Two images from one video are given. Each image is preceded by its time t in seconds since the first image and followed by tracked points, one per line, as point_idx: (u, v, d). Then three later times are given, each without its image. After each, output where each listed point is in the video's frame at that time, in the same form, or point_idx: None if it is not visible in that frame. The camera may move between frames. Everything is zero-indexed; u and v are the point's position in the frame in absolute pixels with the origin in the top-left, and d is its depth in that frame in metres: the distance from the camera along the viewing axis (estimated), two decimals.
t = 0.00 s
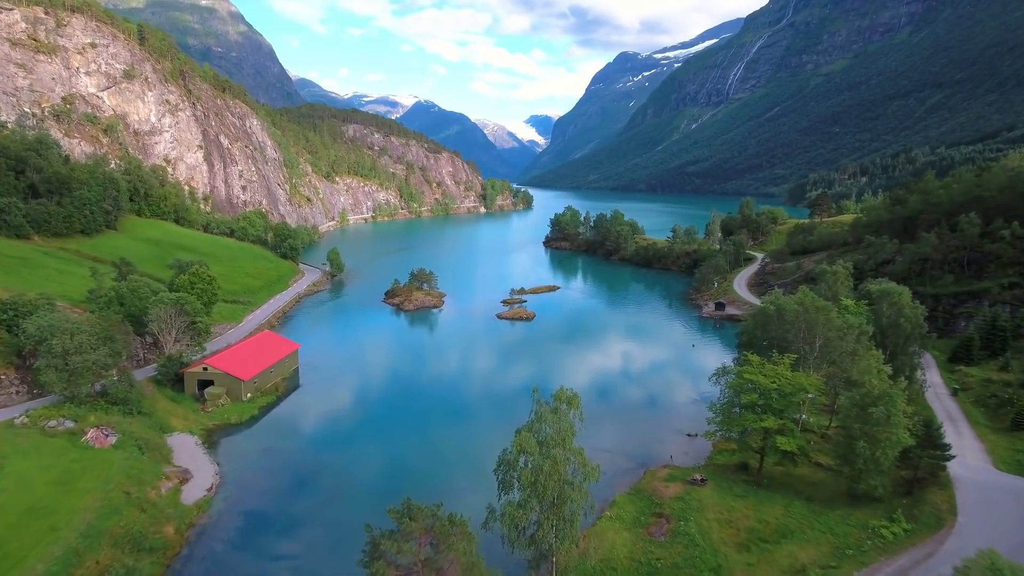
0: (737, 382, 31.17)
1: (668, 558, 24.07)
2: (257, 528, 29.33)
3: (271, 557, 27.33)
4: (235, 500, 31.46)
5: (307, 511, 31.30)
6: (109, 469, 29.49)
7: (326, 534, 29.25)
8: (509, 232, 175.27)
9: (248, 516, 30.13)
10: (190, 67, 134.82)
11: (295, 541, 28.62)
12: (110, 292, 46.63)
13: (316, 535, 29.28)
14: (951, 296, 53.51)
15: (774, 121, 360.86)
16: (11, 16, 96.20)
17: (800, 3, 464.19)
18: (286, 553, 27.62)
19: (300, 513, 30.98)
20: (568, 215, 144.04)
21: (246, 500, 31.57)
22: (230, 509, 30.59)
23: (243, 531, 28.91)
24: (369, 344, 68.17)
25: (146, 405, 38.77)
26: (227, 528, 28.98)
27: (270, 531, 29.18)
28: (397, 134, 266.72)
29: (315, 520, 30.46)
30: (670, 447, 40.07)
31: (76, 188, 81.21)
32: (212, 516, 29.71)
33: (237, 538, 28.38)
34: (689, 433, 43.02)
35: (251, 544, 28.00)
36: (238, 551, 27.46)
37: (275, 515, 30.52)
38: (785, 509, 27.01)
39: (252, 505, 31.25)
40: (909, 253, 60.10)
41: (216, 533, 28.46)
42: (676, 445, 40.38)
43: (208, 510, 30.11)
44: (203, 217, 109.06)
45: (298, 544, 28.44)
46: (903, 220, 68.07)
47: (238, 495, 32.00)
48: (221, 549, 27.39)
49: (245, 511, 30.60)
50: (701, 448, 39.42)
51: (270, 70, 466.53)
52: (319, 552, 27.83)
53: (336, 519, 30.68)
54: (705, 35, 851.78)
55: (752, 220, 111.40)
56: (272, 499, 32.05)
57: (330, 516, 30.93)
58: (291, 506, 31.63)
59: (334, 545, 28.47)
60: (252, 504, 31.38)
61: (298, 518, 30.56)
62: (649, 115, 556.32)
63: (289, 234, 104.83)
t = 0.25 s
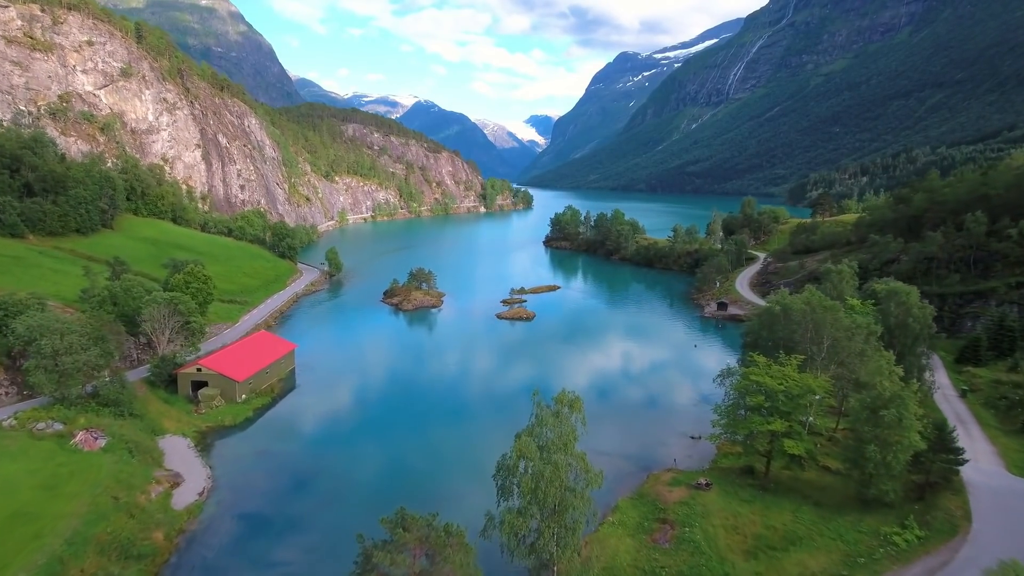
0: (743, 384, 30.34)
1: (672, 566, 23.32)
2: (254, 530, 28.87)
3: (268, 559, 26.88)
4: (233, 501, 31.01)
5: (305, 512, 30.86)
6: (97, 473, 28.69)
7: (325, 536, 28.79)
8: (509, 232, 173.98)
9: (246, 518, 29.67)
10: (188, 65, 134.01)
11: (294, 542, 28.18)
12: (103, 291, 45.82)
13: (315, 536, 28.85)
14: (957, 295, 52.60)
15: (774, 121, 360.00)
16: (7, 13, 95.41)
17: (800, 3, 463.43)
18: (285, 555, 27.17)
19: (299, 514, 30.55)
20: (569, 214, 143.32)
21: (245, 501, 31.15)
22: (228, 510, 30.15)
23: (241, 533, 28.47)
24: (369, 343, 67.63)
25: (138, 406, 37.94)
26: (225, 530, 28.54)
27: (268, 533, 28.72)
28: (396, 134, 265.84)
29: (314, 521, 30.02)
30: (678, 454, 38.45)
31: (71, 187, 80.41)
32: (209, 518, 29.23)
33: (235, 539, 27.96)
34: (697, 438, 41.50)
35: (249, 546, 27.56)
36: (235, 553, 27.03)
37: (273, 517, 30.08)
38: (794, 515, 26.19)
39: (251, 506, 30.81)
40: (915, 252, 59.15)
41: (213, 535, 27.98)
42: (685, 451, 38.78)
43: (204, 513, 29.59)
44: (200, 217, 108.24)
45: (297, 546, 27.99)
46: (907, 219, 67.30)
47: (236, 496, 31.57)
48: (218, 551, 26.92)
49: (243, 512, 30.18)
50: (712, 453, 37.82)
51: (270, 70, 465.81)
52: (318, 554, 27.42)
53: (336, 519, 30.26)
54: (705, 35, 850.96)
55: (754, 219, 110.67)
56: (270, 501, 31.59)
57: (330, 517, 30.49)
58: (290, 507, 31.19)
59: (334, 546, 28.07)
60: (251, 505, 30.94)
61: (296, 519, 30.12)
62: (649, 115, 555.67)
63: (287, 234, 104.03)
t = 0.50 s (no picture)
0: (750, 385, 29.39)
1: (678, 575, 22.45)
2: (252, 532, 28.32)
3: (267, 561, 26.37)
4: (232, 503, 30.47)
5: (304, 514, 30.28)
6: (83, 478, 27.75)
7: (324, 538, 28.29)
8: (509, 232, 172.78)
9: (243, 520, 29.10)
10: (186, 63, 133.03)
11: (292, 544, 27.62)
12: (94, 291, 44.90)
13: (314, 538, 28.28)
14: (964, 295, 51.66)
15: (774, 120, 359.07)
16: (2, 10, 94.43)
17: (800, 3, 462.54)
18: (283, 558, 26.60)
19: (298, 516, 29.98)
20: (569, 213, 142.42)
21: (243, 503, 30.62)
22: (225, 512, 29.57)
23: (239, 535, 27.93)
24: (368, 343, 66.87)
25: (128, 409, 37.02)
26: (221, 532, 27.96)
27: (266, 535, 28.17)
28: (396, 133, 264.89)
29: (313, 523, 29.46)
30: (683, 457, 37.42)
31: (66, 185, 79.47)
32: (206, 521, 28.68)
33: (232, 542, 27.40)
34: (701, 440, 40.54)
35: (246, 549, 26.96)
36: (232, 556, 26.48)
37: (272, 519, 29.51)
38: (803, 522, 25.28)
39: (249, 508, 30.27)
40: (921, 251, 58.22)
41: (210, 538, 27.40)
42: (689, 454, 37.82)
43: (201, 516, 29.01)
44: (197, 216, 107.29)
45: (296, 547, 27.47)
46: (913, 217, 66.35)
47: (234, 498, 31.05)
48: (215, 554, 26.35)
49: (241, 514, 29.66)
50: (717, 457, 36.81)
51: (270, 70, 464.77)
52: (317, 557, 26.85)
53: (335, 521, 29.69)
54: (705, 35, 849.91)
55: (756, 218, 109.77)
56: (269, 503, 31.01)
57: (329, 518, 29.94)
58: (289, 509, 30.60)
59: (333, 549, 27.49)
60: (249, 507, 30.40)
61: (295, 522, 29.53)
62: (649, 115, 554.62)
63: (285, 233, 103.08)
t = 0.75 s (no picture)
0: (757, 387, 28.53)
1: None
2: (251, 535, 28.02)
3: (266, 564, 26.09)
4: (231, 504, 30.21)
5: (304, 515, 30.01)
6: (70, 483, 26.93)
7: (324, 539, 28.08)
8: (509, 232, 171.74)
9: (243, 521, 28.87)
10: (183, 62, 132.17)
11: (291, 546, 27.35)
12: (87, 291, 44.10)
13: (313, 540, 27.99)
14: (971, 295, 50.82)
15: (774, 120, 358.28)
16: None
17: (800, 3, 461.94)
18: (282, 561, 26.31)
19: (297, 518, 29.67)
20: (569, 213, 141.68)
21: (242, 505, 30.34)
22: (224, 514, 29.29)
23: (238, 537, 27.63)
24: (368, 342, 66.39)
25: (120, 411, 36.20)
26: (220, 534, 27.68)
27: (266, 537, 27.90)
28: (395, 133, 264.06)
29: (313, 525, 29.15)
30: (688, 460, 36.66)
31: (61, 183, 78.60)
32: (205, 522, 28.41)
33: (231, 544, 27.14)
34: (705, 442, 39.81)
35: (245, 551, 26.66)
36: (231, 559, 26.19)
37: (271, 521, 29.22)
38: (812, 529, 24.48)
39: (248, 510, 29.98)
40: (926, 249, 57.39)
41: (208, 540, 27.13)
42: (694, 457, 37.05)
43: (200, 517, 28.74)
44: (195, 215, 106.47)
45: (295, 549, 27.23)
46: (918, 216, 65.50)
47: (234, 499, 30.77)
48: (213, 556, 26.08)
49: (240, 515, 29.37)
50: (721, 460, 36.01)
51: (270, 70, 463.87)
52: (316, 560, 26.56)
53: (334, 523, 29.38)
54: (705, 35, 849.21)
55: (757, 217, 108.99)
56: (268, 504, 30.73)
57: (329, 520, 29.64)
58: (288, 511, 30.30)
59: (332, 551, 27.19)
60: (248, 508, 30.11)
61: (294, 524, 29.23)
62: (649, 114, 553.64)
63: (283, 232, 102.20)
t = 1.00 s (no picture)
0: (765, 390, 27.60)
1: None
2: (249, 536, 27.65)
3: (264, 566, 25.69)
4: (230, 505, 29.87)
5: (303, 517, 29.61)
6: (54, 489, 26.01)
7: (323, 541, 27.66)
8: (509, 231, 170.68)
9: (241, 523, 28.47)
10: (181, 60, 131.23)
11: (290, 547, 26.98)
12: (78, 291, 43.08)
13: (312, 542, 27.62)
14: (979, 294, 49.89)
15: (775, 120, 357.44)
16: None
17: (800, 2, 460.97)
18: (280, 563, 25.94)
19: (296, 519, 29.28)
20: (570, 212, 140.87)
21: (241, 505, 29.99)
22: (223, 514, 28.93)
23: (236, 538, 27.26)
24: (367, 341, 65.85)
25: (109, 414, 35.34)
26: (218, 535, 27.33)
27: (264, 538, 27.55)
28: (395, 132, 263.10)
29: (312, 526, 28.77)
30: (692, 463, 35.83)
31: (56, 182, 77.69)
32: (203, 522, 28.05)
33: (229, 545, 26.78)
34: (709, 445, 39.01)
35: (243, 552, 26.28)
36: (228, 560, 25.81)
37: (270, 522, 28.87)
38: (823, 537, 23.57)
39: (247, 511, 29.61)
40: (933, 248, 56.45)
41: (206, 540, 26.75)
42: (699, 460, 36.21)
43: (198, 517, 28.39)
44: (192, 214, 105.56)
45: (293, 551, 26.82)
46: (923, 215, 64.58)
47: (233, 499, 30.42)
48: (211, 557, 25.69)
49: (239, 516, 28.99)
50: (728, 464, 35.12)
51: (270, 70, 462.95)
52: (315, 562, 26.17)
53: (334, 525, 29.00)
54: (704, 35, 848.35)
55: (759, 216, 108.14)
56: (267, 504, 30.37)
57: (328, 521, 29.28)
58: (287, 512, 29.92)
59: (331, 553, 26.83)
60: (247, 509, 29.76)
61: (293, 525, 28.85)
62: (649, 114, 552.64)
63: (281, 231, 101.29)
